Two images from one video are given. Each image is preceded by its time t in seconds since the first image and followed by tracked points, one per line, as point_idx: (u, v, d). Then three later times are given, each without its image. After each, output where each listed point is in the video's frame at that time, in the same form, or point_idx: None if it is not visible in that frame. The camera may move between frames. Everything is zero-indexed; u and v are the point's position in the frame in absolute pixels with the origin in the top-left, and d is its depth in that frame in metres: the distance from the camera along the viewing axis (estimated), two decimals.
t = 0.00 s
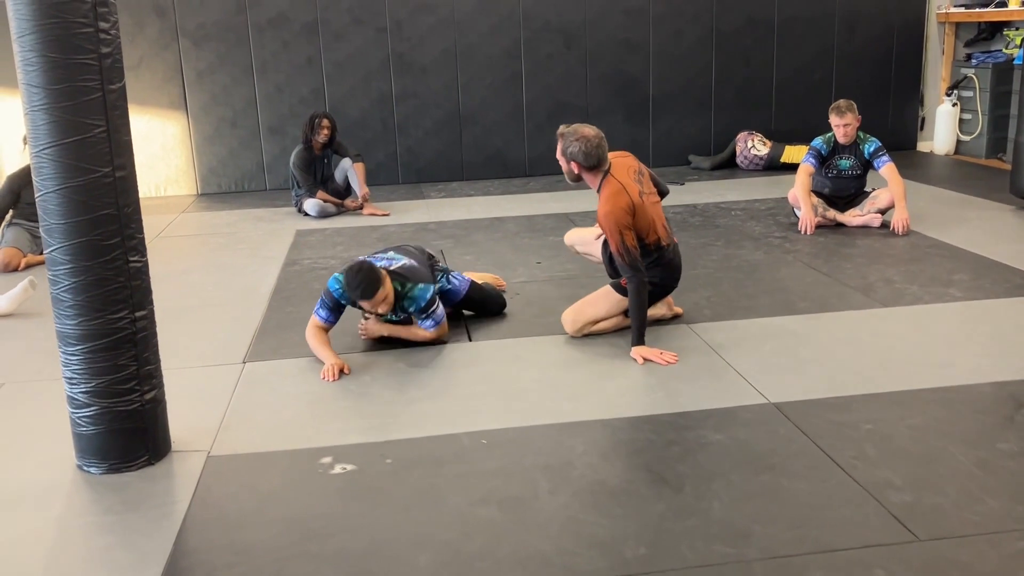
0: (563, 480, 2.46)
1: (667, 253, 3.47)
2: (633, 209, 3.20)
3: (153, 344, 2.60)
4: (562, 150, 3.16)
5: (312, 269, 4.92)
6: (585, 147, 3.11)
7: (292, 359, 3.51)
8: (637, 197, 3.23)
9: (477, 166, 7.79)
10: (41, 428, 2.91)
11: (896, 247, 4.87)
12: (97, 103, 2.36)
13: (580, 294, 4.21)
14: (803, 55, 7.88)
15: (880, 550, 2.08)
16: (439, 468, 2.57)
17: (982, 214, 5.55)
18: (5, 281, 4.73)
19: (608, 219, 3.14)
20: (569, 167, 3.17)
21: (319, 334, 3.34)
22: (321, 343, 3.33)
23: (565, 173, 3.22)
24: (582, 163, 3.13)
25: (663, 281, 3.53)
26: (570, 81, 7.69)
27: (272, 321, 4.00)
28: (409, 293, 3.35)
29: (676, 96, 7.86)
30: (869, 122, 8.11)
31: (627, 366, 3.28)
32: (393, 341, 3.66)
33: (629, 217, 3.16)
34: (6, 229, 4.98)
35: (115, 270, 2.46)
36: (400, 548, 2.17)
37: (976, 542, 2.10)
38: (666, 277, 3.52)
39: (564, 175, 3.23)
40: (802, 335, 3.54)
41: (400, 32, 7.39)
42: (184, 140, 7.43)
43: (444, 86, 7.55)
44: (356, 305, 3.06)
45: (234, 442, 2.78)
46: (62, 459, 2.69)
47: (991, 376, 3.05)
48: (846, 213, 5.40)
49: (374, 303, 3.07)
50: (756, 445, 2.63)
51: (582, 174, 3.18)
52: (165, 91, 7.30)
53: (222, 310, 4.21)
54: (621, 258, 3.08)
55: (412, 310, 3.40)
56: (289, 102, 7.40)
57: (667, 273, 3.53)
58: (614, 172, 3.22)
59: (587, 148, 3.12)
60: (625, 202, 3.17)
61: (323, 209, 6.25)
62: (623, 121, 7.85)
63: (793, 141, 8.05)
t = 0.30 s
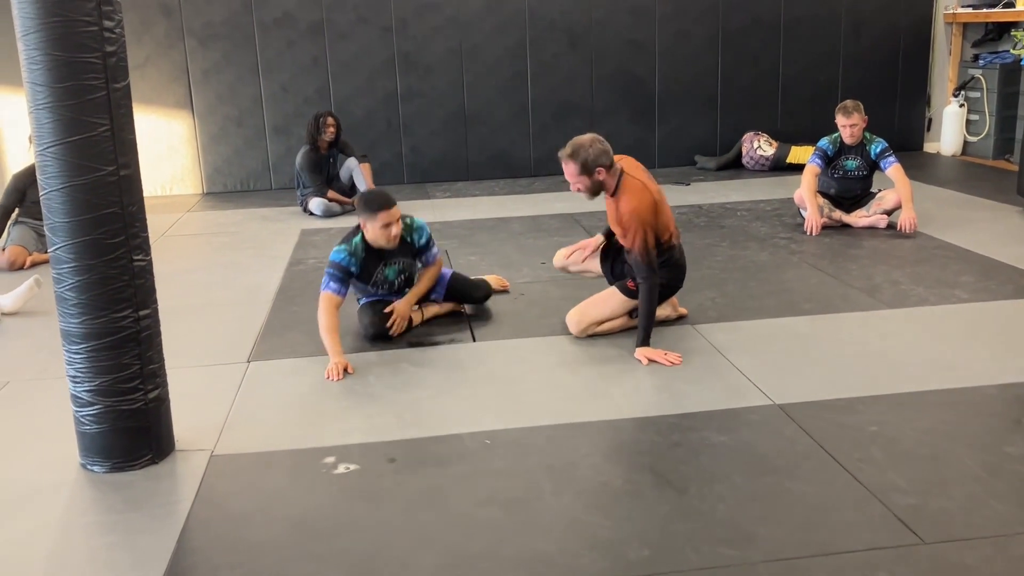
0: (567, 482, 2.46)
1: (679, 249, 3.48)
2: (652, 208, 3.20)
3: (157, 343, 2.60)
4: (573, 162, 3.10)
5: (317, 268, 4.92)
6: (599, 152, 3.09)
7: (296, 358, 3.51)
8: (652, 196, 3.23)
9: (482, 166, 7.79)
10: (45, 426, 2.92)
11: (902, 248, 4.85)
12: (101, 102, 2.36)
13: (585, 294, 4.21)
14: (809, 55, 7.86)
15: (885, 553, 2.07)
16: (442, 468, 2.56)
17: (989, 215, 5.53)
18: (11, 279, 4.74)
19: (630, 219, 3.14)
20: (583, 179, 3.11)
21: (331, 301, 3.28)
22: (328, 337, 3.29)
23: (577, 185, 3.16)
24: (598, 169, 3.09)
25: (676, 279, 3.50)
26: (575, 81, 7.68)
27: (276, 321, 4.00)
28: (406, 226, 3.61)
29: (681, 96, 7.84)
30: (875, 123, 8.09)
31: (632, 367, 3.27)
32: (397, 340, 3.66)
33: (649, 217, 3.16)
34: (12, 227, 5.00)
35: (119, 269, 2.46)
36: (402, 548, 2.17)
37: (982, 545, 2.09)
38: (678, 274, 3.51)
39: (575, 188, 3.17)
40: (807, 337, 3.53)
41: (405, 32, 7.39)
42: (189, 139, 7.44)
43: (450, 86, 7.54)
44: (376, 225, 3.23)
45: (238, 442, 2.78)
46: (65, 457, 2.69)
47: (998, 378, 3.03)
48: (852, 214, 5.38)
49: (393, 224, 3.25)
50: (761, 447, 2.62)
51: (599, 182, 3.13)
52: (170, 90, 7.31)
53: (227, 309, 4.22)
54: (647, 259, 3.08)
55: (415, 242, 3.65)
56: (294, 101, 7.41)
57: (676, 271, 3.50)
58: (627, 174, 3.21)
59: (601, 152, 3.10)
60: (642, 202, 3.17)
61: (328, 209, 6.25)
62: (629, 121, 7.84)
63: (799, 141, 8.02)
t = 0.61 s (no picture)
0: (570, 483, 2.45)
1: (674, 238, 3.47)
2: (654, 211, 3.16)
3: (160, 342, 2.60)
4: (582, 180, 2.95)
5: (321, 268, 4.92)
6: (601, 166, 2.98)
7: (300, 358, 3.51)
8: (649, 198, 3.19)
9: (486, 167, 7.79)
10: (49, 425, 2.92)
11: (908, 250, 4.83)
12: (106, 101, 2.36)
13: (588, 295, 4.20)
14: (815, 57, 7.84)
15: (890, 557, 2.06)
16: (445, 469, 2.56)
17: (995, 218, 5.51)
18: (16, 278, 4.75)
19: (643, 226, 3.09)
20: (590, 198, 2.97)
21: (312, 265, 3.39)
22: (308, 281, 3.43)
23: (580, 206, 3.02)
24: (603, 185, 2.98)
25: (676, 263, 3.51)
26: (581, 83, 7.67)
27: (280, 321, 4.00)
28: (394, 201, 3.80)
29: (687, 98, 7.83)
30: (881, 125, 8.07)
31: (635, 368, 3.27)
32: (400, 341, 3.66)
33: (657, 218, 3.12)
34: (18, 226, 5.00)
35: (123, 269, 2.46)
36: (406, 549, 2.16)
37: (987, 550, 2.08)
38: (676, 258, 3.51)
39: (578, 208, 3.02)
40: (811, 339, 3.52)
41: (411, 33, 7.39)
42: (194, 139, 7.45)
43: (455, 88, 7.54)
44: (382, 184, 3.45)
45: (241, 441, 2.78)
46: (68, 457, 2.69)
47: (1003, 381, 3.02)
48: (858, 217, 5.37)
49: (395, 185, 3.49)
50: (764, 449, 2.61)
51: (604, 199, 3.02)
52: (176, 91, 7.32)
53: (231, 309, 4.22)
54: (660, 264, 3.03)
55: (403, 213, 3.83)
56: (300, 102, 7.42)
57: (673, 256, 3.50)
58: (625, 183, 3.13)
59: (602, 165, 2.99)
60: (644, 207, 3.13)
61: (333, 209, 6.25)
62: (634, 122, 7.84)
63: (804, 144, 8.01)
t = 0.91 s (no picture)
0: (572, 483, 2.44)
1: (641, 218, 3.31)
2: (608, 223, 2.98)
3: (164, 340, 2.60)
4: (524, 229, 2.69)
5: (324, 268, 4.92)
6: (540, 209, 2.71)
7: (303, 357, 3.51)
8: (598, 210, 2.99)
9: (491, 167, 7.78)
10: (52, 423, 2.92)
11: (913, 252, 4.82)
12: (111, 99, 2.36)
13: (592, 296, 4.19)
14: (821, 58, 7.83)
15: (895, 559, 2.05)
16: (448, 469, 2.55)
17: (1000, 220, 5.49)
18: (21, 276, 4.76)
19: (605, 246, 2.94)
20: (541, 247, 2.73)
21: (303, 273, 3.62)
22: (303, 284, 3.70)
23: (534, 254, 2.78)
24: (552, 227, 2.73)
25: (660, 237, 3.37)
26: (586, 83, 7.67)
27: (284, 320, 4.00)
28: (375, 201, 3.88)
29: (692, 99, 7.82)
30: (887, 127, 8.04)
31: (638, 369, 3.26)
32: (403, 341, 3.65)
33: (616, 232, 2.97)
34: (22, 224, 5.01)
35: (126, 267, 2.46)
36: (407, 548, 2.16)
37: (992, 553, 2.06)
38: (658, 233, 3.37)
39: (532, 254, 2.77)
40: (816, 340, 3.51)
41: (416, 32, 7.39)
42: (199, 137, 7.46)
43: (460, 87, 7.54)
44: (357, 190, 3.55)
45: (244, 440, 2.78)
46: (71, 454, 2.69)
47: (1008, 384, 3.00)
48: (863, 218, 5.35)
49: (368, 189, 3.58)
50: (767, 450, 2.60)
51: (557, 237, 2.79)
52: (181, 89, 7.33)
53: (235, 308, 4.22)
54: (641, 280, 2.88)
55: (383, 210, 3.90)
56: (305, 101, 7.42)
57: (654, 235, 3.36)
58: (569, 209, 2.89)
59: (540, 207, 2.73)
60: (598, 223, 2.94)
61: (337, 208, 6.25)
62: (639, 122, 7.83)
63: (810, 145, 7.99)
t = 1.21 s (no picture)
0: (575, 483, 2.44)
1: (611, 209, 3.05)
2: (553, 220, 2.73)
3: (168, 338, 2.61)
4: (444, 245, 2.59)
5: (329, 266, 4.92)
6: (457, 219, 2.55)
7: (306, 355, 3.51)
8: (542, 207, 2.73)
9: (495, 166, 7.78)
10: (56, 419, 2.93)
11: (918, 253, 4.81)
12: (116, 97, 2.37)
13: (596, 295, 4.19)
14: (827, 59, 7.81)
15: (898, 561, 2.04)
16: (450, 467, 2.55)
17: (1006, 221, 5.48)
18: (26, 273, 4.77)
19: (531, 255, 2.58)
20: (467, 256, 2.57)
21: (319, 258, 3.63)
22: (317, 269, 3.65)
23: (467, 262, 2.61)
24: (474, 234, 2.54)
25: (641, 229, 3.17)
26: (591, 82, 7.66)
27: (288, 318, 4.00)
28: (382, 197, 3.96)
29: (697, 98, 7.81)
30: (893, 127, 8.03)
31: (640, 369, 3.25)
32: (407, 339, 3.65)
33: (541, 241, 2.58)
34: (28, 221, 5.02)
35: (131, 264, 2.46)
36: (410, 547, 2.16)
37: (996, 554, 2.06)
38: (638, 224, 3.17)
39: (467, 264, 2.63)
40: (820, 341, 3.50)
41: (421, 31, 7.39)
42: (204, 135, 7.47)
43: (465, 86, 7.54)
44: (376, 181, 3.63)
45: (247, 438, 2.78)
46: (75, 451, 2.69)
47: (1013, 385, 2.99)
48: (868, 219, 5.34)
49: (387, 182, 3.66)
50: (771, 451, 2.59)
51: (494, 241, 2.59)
52: (186, 88, 7.35)
53: (239, 306, 4.23)
54: (567, 293, 2.50)
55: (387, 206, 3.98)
56: (310, 99, 7.43)
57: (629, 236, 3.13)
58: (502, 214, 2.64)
59: (458, 218, 2.55)
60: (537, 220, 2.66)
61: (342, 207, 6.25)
62: (644, 122, 7.82)
63: (815, 145, 7.97)
